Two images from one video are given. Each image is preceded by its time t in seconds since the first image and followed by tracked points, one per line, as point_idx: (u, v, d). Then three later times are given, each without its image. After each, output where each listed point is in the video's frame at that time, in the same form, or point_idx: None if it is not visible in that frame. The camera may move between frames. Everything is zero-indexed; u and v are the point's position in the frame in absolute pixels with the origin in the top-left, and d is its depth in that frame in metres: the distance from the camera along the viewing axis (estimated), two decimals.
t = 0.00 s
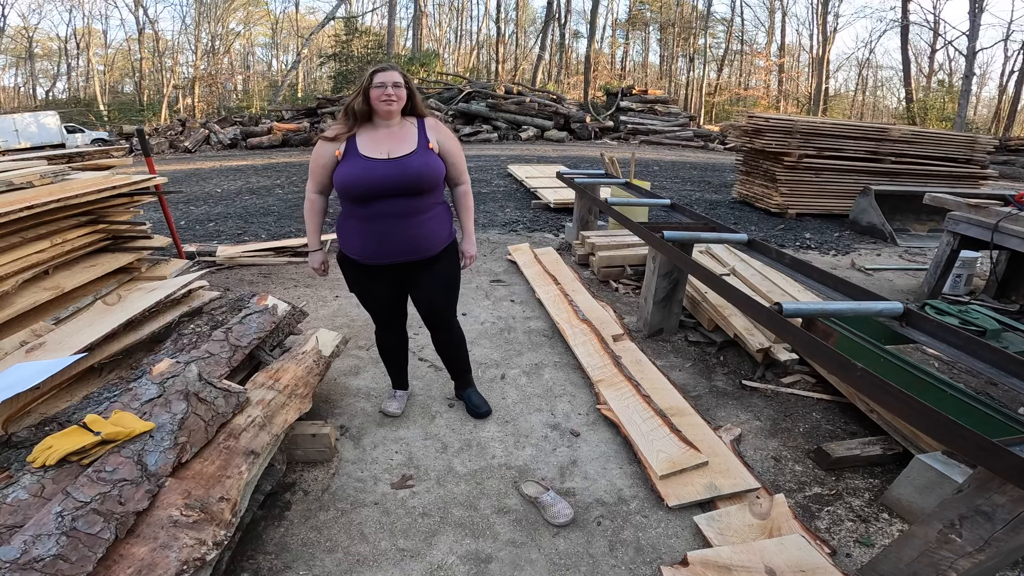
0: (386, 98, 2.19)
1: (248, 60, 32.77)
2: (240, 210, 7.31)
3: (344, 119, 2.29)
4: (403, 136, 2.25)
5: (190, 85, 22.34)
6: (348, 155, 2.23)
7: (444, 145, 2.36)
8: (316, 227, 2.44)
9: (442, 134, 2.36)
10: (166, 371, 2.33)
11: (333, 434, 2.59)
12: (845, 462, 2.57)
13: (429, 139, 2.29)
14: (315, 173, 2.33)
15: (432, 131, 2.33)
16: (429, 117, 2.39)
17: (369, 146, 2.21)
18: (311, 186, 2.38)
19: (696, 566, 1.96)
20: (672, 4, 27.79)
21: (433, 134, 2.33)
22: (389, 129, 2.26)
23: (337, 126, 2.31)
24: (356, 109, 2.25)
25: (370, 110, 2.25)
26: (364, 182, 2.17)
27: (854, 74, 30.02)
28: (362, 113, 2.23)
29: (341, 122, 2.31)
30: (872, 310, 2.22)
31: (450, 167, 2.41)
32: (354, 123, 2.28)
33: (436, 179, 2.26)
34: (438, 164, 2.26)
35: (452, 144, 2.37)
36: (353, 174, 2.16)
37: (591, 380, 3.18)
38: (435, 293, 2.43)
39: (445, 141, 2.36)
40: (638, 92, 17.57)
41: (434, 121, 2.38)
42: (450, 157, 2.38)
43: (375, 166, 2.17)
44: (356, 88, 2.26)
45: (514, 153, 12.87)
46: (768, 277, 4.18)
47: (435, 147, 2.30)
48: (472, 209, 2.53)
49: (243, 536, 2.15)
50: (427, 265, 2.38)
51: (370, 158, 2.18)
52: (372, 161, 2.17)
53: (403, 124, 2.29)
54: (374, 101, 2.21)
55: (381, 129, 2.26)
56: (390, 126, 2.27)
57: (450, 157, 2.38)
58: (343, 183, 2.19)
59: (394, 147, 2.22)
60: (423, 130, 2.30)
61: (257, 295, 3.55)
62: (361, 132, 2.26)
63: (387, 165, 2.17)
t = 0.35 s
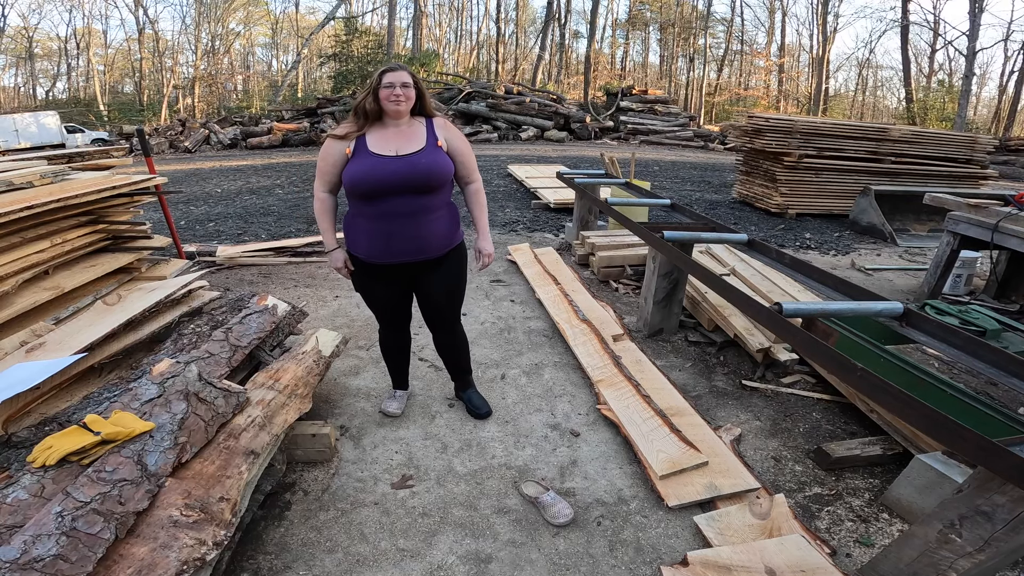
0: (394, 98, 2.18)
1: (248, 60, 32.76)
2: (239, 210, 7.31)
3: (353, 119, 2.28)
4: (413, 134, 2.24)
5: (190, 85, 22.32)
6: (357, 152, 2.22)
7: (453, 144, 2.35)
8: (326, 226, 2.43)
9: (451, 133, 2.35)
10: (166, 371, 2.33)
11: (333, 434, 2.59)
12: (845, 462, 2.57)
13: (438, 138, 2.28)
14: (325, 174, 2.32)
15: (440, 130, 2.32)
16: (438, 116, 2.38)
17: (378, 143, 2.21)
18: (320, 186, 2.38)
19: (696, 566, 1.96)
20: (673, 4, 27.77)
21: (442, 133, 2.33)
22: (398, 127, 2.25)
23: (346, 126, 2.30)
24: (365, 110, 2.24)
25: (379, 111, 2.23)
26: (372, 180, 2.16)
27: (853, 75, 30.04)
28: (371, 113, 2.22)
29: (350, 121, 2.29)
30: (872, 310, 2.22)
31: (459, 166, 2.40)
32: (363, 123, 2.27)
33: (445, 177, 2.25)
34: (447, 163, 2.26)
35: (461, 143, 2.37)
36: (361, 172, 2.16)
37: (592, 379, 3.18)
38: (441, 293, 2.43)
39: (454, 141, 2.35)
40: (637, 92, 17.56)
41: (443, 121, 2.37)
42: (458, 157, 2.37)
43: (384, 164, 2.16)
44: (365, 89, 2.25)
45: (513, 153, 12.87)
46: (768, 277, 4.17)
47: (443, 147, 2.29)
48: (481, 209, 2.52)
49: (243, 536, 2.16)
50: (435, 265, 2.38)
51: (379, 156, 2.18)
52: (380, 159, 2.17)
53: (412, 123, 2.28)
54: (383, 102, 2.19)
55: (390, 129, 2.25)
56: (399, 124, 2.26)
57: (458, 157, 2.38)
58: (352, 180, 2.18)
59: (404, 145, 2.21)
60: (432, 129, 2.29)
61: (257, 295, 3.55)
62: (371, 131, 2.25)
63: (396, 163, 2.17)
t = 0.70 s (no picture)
0: (393, 96, 2.19)
1: (247, 60, 32.76)
2: (239, 210, 7.31)
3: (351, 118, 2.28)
4: (412, 135, 2.24)
5: (190, 85, 22.32)
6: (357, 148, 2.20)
7: (452, 145, 2.36)
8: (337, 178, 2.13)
9: (449, 134, 2.36)
10: (166, 371, 2.34)
11: (333, 434, 2.59)
12: (845, 462, 2.58)
13: (437, 138, 2.29)
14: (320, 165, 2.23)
15: (439, 130, 2.32)
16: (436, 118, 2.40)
17: (377, 143, 2.20)
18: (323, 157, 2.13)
19: (696, 566, 1.96)
20: (672, 4, 27.77)
21: (440, 134, 2.33)
22: (397, 127, 2.25)
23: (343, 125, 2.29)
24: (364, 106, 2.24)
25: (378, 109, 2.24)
26: (372, 180, 2.15)
27: (853, 75, 30.06)
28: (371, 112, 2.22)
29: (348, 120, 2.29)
30: (872, 310, 2.22)
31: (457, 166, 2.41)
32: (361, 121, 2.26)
33: (444, 176, 2.25)
34: (446, 163, 2.26)
35: (460, 144, 2.38)
36: (362, 171, 2.14)
37: (592, 379, 3.18)
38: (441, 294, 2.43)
39: (453, 141, 2.37)
40: (637, 93, 17.56)
41: (441, 121, 2.38)
42: (457, 158, 2.38)
43: (384, 163, 2.15)
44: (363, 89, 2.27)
45: (513, 154, 12.86)
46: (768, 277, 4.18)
47: (443, 147, 2.30)
48: (479, 210, 2.53)
49: (243, 536, 2.15)
50: (435, 265, 2.38)
51: (378, 155, 2.16)
52: (380, 158, 2.15)
53: (411, 123, 2.29)
54: (383, 98, 2.20)
55: (390, 127, 2.25)
56: (398, 125, 2.26)
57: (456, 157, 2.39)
58: (351, 179, 2.17)
59: (403, 144, 2.21)
60: (431, 129, 2.30)
61: (257, 295, 3.55)
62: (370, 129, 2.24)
63: (395, 162, 2.16)
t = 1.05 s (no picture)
0: (390, 98, 2.19)
1: (247, 61, 32.76)
2: (239, 210, 7.31)
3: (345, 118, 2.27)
4: (407, 138, 2.24)
5: (190, 85, 22.31)
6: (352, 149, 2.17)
7: (446, 149, 2.37)
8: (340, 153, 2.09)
9: (444, 138, 2.38)
10: (166, 371, 2.34)
11: (333, 434, 2.59)
12: (845, 462, 2.58)
13: (432, 142, 2.30)
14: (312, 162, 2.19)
15: (434, 135, 2.33)
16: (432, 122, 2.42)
17: (372, 145, 2.18)
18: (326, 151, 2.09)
19: (696, 566, 1.96)
20: (672, 4, 27.76)
21: (435, 138, 2.34)
22: (391, 130, 2.24)
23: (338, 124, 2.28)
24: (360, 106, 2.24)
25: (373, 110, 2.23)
26: (365, 184, 2.15)
27: (853, 75, 30.07)
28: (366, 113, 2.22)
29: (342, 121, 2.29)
30: (872, 310, 2.22)
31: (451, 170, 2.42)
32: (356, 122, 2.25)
33: (439, 182, 2.26)
34: (442, 168, 2.27)
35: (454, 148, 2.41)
36: (358, 175, 2.13)
37: (591, 380, 3.18)
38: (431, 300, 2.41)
39: (448, 146, 2.39)
40: (638, 93, 17.55)
41: (435, 125, 2.39)
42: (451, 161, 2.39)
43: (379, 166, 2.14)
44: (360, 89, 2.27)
45: (513, 154, 12.86)
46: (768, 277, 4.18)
47: (437, 152, 2.31)
48: (474, 214, 2.55)
49: (243, 536, 2.16)
50: (428, 270, 2.38)
51: (373, 158, 2.15)
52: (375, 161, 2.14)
53: (405, 126, 2.29)
54: (380, 99, 2.20)
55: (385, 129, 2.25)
56: (392, 127, 2.26)
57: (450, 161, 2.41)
58: (344, 184, 2.16)
59: (399, 148, 2.20)
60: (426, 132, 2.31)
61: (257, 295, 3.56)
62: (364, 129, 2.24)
63: (390, 166, 2.15)
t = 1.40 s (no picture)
0: (404, 97, 2.09)
1: (247, 61, 32.77)
2: (239, 210, 7.32)
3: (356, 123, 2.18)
4: (421, 146, 2.12)
5: (190, 85, 22.32)
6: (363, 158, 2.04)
7: (463, 158, 2.26)
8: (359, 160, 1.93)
9: (461, 147, 2.26)
10: (166, 371, 2.34)
11: (333, 434, 2.59)
12: (845, 462, 2.58)
13: (449, 151, 2.17)
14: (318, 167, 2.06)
15: (451, 143, 2.22)
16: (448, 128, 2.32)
17: (384, 154, 2.04)
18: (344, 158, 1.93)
19: (696, 566, 1.96)
20: (672, 4, 27.77)
21: (451, 148, 2.23)
22: (404, 135, 2.13)
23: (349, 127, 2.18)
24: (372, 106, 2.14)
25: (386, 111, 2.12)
26: (375, 199, 1.99)
27: (853, 75, 30.10)
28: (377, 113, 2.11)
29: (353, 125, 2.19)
30: (872, 310, 2.22)
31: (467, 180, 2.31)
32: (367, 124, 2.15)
33: (455, 195, 2.11)
34: (457, 180, 2.12)
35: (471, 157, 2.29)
36: (369, 187, 1.97)
37: (591, 380, 3.18)
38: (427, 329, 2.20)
39: (464, 155, 2.26)
40: (638, 93, 17.55)
41: (452, 133, 2.26)
42: (467, 170, 2.28)
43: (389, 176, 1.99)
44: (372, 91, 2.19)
45: (513, 154, 12.87)
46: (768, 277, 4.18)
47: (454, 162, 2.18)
48: (491, 226, 2.45)
49: (243, 535, 2.16)
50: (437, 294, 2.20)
51: (383, 168, 2.00)
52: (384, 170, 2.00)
53: (420, 133, 2.17)
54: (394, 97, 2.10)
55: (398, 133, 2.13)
56: (406, 131, 2.14)
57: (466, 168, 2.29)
58: (350, 196, 2.01)
59: (412, 157, 2.06)
60: (442, 140, 2.20)
61: (257, 295, 3.56)
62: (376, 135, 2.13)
63: (401, 177, 2.00)
